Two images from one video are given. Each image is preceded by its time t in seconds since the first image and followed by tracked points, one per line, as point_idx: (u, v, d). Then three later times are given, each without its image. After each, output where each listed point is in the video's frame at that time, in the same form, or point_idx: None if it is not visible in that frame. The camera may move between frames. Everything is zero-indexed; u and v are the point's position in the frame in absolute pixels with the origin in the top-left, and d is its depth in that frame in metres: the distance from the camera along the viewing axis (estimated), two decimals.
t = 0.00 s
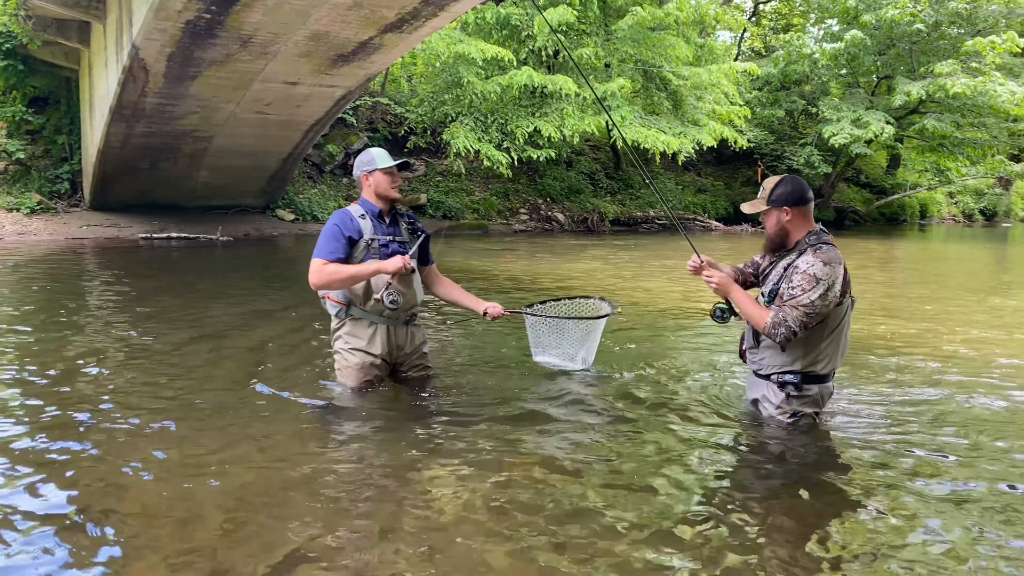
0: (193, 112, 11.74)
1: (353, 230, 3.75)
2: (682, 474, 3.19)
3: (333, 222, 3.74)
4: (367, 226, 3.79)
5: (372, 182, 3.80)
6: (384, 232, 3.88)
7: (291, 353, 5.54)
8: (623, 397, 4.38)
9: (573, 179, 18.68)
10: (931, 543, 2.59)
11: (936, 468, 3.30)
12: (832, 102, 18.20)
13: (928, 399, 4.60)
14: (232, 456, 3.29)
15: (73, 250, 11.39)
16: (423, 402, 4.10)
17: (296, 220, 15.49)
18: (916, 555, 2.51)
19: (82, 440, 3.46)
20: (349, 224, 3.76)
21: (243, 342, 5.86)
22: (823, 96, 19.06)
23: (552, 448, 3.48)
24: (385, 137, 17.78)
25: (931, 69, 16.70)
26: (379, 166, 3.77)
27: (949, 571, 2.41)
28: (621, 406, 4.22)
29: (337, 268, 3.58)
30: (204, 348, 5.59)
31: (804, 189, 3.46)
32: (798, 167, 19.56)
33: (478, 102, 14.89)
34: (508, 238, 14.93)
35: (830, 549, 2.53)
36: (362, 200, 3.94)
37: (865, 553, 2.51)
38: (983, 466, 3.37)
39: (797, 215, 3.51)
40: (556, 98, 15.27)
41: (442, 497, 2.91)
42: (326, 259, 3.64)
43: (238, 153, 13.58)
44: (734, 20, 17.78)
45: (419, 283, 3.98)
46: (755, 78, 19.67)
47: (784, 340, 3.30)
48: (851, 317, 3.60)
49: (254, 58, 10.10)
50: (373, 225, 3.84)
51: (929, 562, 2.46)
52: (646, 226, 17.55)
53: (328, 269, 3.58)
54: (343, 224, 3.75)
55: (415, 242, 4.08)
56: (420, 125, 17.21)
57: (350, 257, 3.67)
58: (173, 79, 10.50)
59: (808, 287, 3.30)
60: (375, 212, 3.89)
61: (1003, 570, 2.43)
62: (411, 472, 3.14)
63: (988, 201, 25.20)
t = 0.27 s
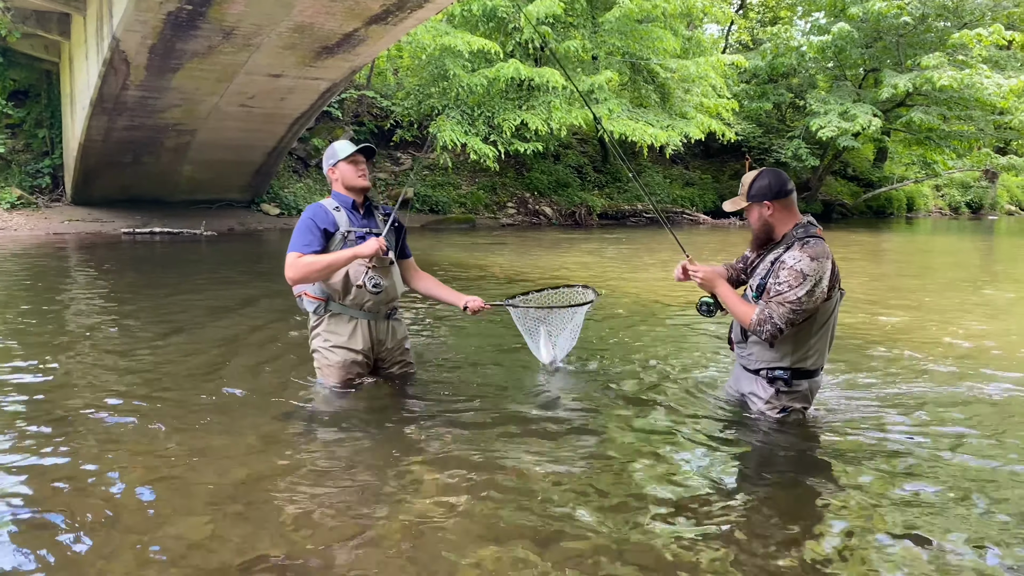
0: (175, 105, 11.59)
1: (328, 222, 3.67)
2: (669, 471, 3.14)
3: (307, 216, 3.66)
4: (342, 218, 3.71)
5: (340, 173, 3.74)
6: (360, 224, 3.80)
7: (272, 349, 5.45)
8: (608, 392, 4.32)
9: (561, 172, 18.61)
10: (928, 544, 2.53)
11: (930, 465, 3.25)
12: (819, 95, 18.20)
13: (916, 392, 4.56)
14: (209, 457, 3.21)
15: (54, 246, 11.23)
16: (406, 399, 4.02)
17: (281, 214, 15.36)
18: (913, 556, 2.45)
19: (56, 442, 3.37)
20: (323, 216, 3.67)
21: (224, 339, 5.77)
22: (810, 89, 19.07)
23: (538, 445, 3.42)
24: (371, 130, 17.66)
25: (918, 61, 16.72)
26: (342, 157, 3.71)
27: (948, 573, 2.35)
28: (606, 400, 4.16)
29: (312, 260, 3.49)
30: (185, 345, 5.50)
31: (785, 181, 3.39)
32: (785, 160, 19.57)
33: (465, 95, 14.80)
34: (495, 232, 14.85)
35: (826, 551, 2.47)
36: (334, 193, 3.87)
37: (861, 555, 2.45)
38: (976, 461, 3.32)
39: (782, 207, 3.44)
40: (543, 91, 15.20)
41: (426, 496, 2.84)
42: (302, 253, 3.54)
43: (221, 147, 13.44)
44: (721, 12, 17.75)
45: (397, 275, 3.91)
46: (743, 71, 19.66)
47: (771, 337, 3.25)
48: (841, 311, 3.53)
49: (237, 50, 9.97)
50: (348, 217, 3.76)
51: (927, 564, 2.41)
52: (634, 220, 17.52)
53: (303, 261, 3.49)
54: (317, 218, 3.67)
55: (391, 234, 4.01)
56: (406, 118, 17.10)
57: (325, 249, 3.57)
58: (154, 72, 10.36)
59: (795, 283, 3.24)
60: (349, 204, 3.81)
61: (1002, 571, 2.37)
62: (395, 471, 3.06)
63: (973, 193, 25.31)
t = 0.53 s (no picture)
0: (162, 99, 11.47)
1: (305, 215, 3.59)
2: (658, 467, 3.08)
3: (284, 208, 3.58)
4: (320, 210, 3.63)
5: (318, 164, 3.65)
6: (339, 216, 3.71)
7: (257, 345, 5.38)
8: (595, 387, 4.26)
9: (552, 167, 18.54)
10: (929, 542, 2.48)
11: (925, 459, 3.21)
12: (810, 90, 18.18)
13: (904, 386, 4.53)
14: (190, 454, 3.14)
15: (39, 241, 11.11)
16: (388, 394, 3.97)
17: (270, 209, 15.25)
18: (913, 555, 2.40)
19: (32, 439, 3.29)
20: (300, 209, 3.59)
21: (209, 334, 5.70)
22: (800, 85, 19.05)
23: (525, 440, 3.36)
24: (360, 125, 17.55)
25: (909, 57, 16.71)
26: (318, 149, 3.61)
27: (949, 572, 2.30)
28: (594, 396, 4.11)
29: (282, 252, 3.43)
30: (168, 341, 5.42)
31: (766, 177, 3.35)
32: (776, 155, 19.56)
33: (455, 90, 14.70)
34: (485, 227, 14.79)
35: (823, 550, 2.42)
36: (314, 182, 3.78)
37: (859, 553, 2.40)
38: (968, 454, 3.29)
39: (762, 203, 3.40)
40: (533, 86, 15.12)
41: (411, 495, 2.78)
42: (276, 246, 3.49)
43: (209, 142, 13.32)
44: (713, 7, 17.70)
45: (379, 267, 3.84)
46: (734, 66, 19.63)
47: (752, 336, 3.23)
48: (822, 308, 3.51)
49: (223, 43, 9.87)
50: (327, 209, 3.67)
51: (927, 563, 2.36)
52: (625, 215, 17.48)
53: (277, 253, 3.43)
54: (295, 210, 3.59)
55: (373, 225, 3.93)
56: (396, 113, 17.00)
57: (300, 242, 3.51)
58: (140, 65, 10.24)
59: (776, 281, 3.20)
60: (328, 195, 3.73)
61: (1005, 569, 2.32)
62: (379, 468, 3.00)
63: (963, 189, 25.37)
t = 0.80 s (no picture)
0: (149, 93, 11.36)
1: (289, 214, 3.53)
2: (648, 471, 3.05)
3: (269, 207, 3.53)
4: (305, 209, 3.56)
5: (311, 165, 3.58)
6: (325, 214, 3.65)
7: (244, 343, 5.32)
8: (585, 388, 4.22)
9: (543, 163, 18.48)
10: (920, 549, 2.45)
11: (917, 463, 3.17)
12: (801, 87, 18.18)
13: (896, 384, 4.50)
14: (174, 456, 3.09)
15: (25, 236, 11.00)
16: (376, 394, 3.90)
17: (258, 204, 15.16)
18: (907, 563, 2.36)
19: (14, 440, 3.23)
20: (284, 209, 3.54)
21: (195, 332, 5.63)
22: (791, 82, 19.05)
23: (514, 443, 3.33)
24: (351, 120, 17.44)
25: (899, 54, 16.72)
26: (320, 151, 3.54)
27: None
28: (584, 396, 4.07)
29: (265, 254, 3.38)
30: (154, 339, 5.35)
31: (742, 178, 3.33)
32: (766, 152, 19.56)
33: (446, 85, 14.62)
34: (476, 224, 14.74)
35: (815, 557, 2.38)
36: (303, 179, 3.72)
37: (852, 561, 2.36)
38: (963, 457, 3.25)
39: (738, 204, 3.38)
40: (524, 82, 15.06)
41: (399, 499, 2.74)
42: (260, 248, 3.44)
43: (197, 136, 13.22)
44: (704, 4, 17.67)
45: (367, 265, 3.78)
46: (725, 62, 19.62)
47: (732, 337, 3.18)
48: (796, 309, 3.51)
49: (211, 37, 9.77)
50: (312, 207, 3.61)
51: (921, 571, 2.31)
52: (615, 212, 17.46)
53: (259, 256, 3.38)
54: (278, 209, 3.53)
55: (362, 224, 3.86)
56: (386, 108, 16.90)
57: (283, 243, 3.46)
58: (126, 58, 10.13)
59: (756, 281, 3.18)
60: (314, 194, 3.66)
61: None
62: (367, 472, 2.96)
63: (952, 186, 25.45)
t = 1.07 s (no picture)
0: (138, 84, 11.24)
1: (281, 205, 3.48)
2: (643, 463, 3.01)
3: (261, 198, 3.47)
4: (298, 201, 3.51)
5: (309, 160, 3.53)
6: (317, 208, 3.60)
7: (234, 336, 5.26)
8: (577, 382, 4.19)
9: (535, 157, 18.41)
10: (915, 540, 2.42)
11: (910, 456, 3.14)
12: (793, 83, 18.17)
13: (887, 378, 4.48)
14: (163, 449, 3.04)
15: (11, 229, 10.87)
16: (366, 386, 3.85)
17: (248, 197, 15.06)
18: (902, 555, 2.33)
19: None
20: (276, 199, 3.48)
21: (185, 325, 5.57)
22: (783, 77, 19.03)
23: (506, 436, 3.30)
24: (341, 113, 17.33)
25: (891, 50, 16.72)
26: (318, 147, 3.48)
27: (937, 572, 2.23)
28: (578, 390, 4.03)
29: (257, 244, 3.32)
30: (143, 332, 5.29)
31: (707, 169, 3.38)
32: (758, 147, 19.56)
33: (437, 78, 14.52)
34: (467, 218, 14.68)
35: (810, 550, 2.35)
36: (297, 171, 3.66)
37: (846, 553, 2.33)
38: (956, 449, 3.22)
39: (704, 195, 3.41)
40: (516, 75, 14.98)
41: (392, 492, 2.70)
42: (253, 238, 3.37)
43: (186, 129, 13.10)
44: None
45: (359, 259, 3.73)
46: (717, 57, 19.58)
47: (721, 323, 3.16)
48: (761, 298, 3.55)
49: (200, 28, 9.67)
50: (304, 199, 3.55)
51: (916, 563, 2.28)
52: (607, 206, 17.42)
53: (250, 245, 3.32)
54: (271, 200, 3.48)
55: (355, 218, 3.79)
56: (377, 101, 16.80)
57: (275, 233, 3.39)
58: (114, 49, 10.01)
59: (733, 266, 3.20)
60: (307, 186, 3.60)
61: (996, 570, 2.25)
62: (360, 464, 2.92)
63: (942, 182, 25.52)
